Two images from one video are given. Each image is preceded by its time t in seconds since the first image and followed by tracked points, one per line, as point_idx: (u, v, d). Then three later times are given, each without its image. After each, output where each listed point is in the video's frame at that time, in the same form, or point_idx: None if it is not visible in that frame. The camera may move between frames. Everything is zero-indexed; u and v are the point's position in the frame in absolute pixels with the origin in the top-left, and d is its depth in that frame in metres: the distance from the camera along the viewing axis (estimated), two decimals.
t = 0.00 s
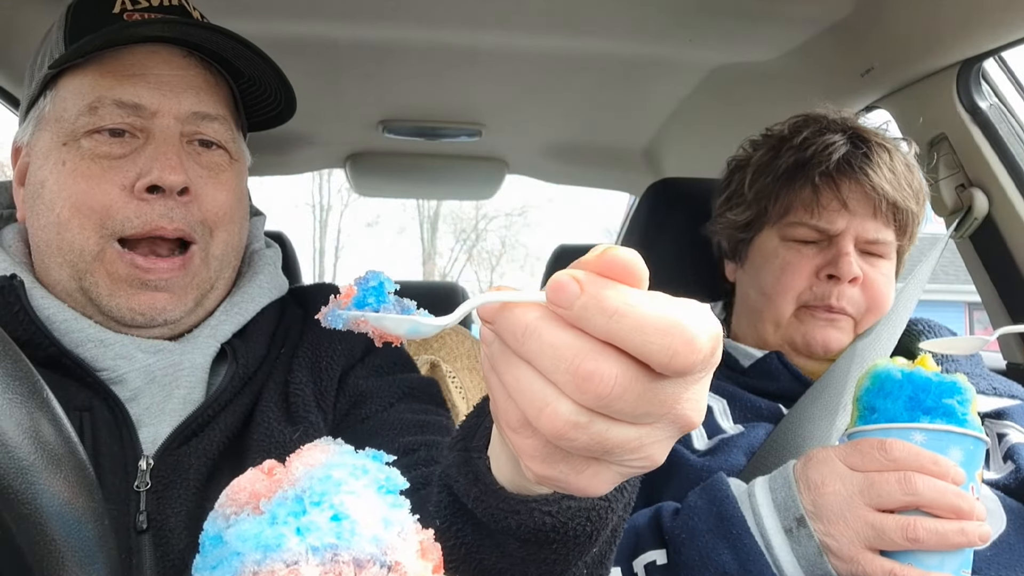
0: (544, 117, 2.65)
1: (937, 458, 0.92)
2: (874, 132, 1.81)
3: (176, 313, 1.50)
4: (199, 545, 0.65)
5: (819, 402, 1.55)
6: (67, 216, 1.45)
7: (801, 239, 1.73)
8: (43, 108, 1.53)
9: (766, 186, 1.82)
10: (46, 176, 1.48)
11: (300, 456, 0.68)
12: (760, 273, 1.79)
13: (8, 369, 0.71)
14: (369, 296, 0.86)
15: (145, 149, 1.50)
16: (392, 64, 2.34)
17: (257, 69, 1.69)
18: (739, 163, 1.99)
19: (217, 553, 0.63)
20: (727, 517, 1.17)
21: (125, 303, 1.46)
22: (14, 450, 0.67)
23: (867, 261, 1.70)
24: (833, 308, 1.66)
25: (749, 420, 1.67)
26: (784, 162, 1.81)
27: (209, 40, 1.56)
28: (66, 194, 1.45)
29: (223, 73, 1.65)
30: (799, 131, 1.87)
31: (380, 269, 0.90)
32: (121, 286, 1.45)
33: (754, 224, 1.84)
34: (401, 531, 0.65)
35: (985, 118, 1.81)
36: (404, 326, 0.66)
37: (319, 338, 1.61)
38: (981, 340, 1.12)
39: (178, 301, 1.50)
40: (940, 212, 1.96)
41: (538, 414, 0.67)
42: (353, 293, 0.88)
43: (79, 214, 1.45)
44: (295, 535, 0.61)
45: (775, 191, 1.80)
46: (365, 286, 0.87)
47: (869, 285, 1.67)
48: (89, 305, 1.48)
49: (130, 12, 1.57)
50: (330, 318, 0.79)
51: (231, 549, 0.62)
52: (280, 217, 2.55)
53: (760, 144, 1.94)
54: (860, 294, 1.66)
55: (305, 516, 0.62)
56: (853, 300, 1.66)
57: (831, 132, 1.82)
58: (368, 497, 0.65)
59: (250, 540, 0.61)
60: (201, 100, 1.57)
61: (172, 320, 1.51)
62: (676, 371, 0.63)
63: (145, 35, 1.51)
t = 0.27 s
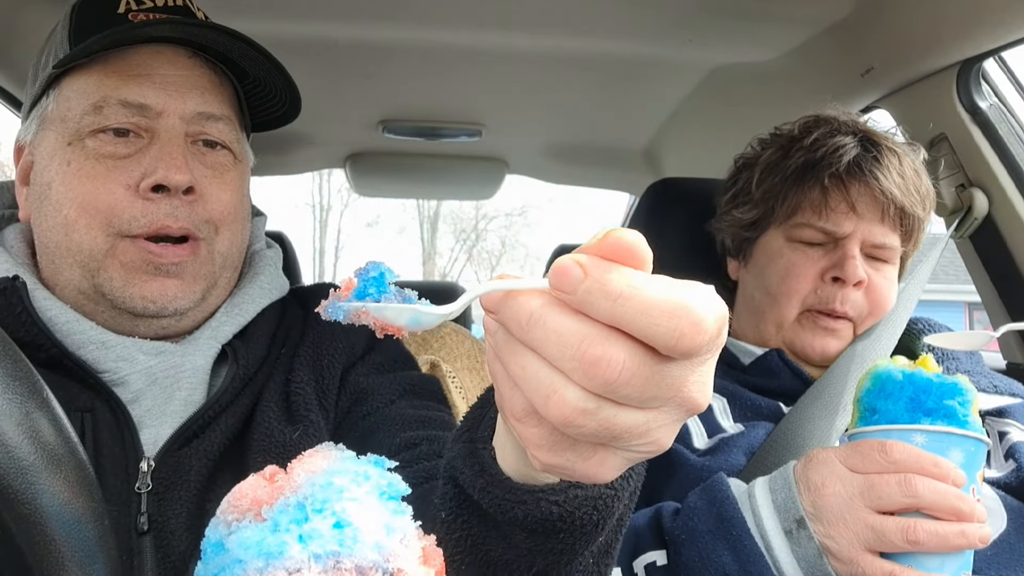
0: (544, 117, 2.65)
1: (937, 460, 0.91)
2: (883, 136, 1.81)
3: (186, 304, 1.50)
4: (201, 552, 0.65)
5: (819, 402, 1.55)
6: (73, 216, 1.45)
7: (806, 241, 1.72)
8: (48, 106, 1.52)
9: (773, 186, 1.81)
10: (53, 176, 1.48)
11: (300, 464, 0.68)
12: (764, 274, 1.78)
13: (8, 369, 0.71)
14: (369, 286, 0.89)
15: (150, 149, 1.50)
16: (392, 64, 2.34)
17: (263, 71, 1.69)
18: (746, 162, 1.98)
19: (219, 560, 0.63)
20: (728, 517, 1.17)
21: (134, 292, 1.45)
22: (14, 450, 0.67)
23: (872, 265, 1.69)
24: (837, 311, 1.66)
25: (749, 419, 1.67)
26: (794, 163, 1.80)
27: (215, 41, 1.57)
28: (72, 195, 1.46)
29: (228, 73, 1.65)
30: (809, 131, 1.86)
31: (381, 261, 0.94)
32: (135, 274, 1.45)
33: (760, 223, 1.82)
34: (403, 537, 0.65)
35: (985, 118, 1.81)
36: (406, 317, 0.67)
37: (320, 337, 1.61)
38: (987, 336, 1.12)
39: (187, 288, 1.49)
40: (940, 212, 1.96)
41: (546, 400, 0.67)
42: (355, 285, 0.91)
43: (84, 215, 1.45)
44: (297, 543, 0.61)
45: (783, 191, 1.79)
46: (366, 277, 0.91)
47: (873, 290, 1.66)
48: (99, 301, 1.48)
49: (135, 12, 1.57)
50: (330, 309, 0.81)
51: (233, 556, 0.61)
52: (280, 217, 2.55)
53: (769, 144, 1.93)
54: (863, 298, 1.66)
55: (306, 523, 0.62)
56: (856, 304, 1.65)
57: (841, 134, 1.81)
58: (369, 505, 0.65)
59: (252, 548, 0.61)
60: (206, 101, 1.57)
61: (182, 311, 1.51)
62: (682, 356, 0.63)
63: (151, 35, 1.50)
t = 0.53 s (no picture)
0: (544, 116, 2.65)
1: (937, 460, 0.91)
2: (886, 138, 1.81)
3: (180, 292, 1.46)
4: (202, 559, 0.66)
5: (819, 402, 1.56)
6: (66, 208, 1.44)
7: (807, 242, 1.72)
8: (42, 105, 1.53)
9: (775, 186, 1.81)
10: (45, 171, 1.47)
11: (301, 473, 0.68)
12: (764, 274, 1.77)
13: (8, 369, 0.70)
14: (295, 231, 1.10)
15: (142, 138, 1.49)
16: (392, 63, 2.34)
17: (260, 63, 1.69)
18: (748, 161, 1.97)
19: (219, 569, 0.63)
20: (726, 517, 1.17)
21: (127, 281, 1.43)
22: (14, 450, 0.67)
23: (873, 267, 1.69)
24: (835, 313, 1.66)
25: (749, 418, 1.67)
26: (795, 164, 1.80)
27: (206, 26, 1.57)
28: (64, 186, 1.44)
29: (220, 67, 1.64)
30: (811, 132, 1.86)
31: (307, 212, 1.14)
32: (129, 261, 1.42)
33: (761, 223, 1.82)
34: (404, 547, 0.65)
35: (985, 118, 1.81)
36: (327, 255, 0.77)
37: (317, 341, 1.60)
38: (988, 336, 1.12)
39: (180, 278, 1.45)
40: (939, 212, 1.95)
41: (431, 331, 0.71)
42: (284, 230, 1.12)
43: (78, 205, 1.43)
44: (298, 553, 0.61)
45: (784, 192, 1.79)
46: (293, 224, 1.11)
47: (873, 291, 1.66)
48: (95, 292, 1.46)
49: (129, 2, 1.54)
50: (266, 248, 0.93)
51: (234, 566, 0.62)
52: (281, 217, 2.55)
53: (772, 144, 1.94)
54: (863, 300, 1.65)
55: (307, 533, 0.62)
56: (855, 306, 1.65)
57: (844, 135, 1.81)
58: (370, 514, 0.65)
59: (253, 558, 0.61)
60: (198, 91, 1.56)
61: (176, 302, 1.47)
62: (554, 291, 0.66)
63: (148, 24, 1.54)
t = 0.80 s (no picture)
0: (544, 116, 2.65)
1: (935, 460, 0.91)
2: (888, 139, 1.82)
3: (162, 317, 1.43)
4: (211, 563, 0.65)
5: (818, 402, 1.56)
6: (62, 203, 1.43)
7: (805, 242, 1.72)
8: (47, 104, 1.53)
9: (772, 186, 1.80)
10: (42, 165, 1.47)
11: (309, 479, 0.68)
12: (762, 274, 1.76)
13: (8, 368, 0.69)
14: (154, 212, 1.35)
15: (141, 130, 1.50)
16: (393, 63, 2.34)
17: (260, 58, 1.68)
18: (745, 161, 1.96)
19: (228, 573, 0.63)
20: (725, 517, 1.18)
21: (110, 296, 1.42)
22: (14, 450, 0.66)
23: (871, 267, 1.69)
24: (834, 313, 1.66)
25: (749, 416, 1.68)
26: (791, 164, 1.80)
27: (202, 17, 1.56)
28: (59, 180, 1.44)
29: (224, 65, 1.64)
30: (808, 133, 1.86)
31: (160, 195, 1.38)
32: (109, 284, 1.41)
33: (759, 224, 1.81)
34: (411, 552, 0.65)
35: (985, 118, 1.82)
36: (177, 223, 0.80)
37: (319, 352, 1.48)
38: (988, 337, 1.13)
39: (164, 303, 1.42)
40: (939, 212, 1.94)
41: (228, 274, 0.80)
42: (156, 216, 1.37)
43: (73, 200, 1.43)
44: (308, 557, 0.61)
45: (781, 192, 1.78)
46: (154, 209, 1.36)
47: (873, 290, 1.66)
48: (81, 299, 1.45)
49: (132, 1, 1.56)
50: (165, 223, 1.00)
51: (244, 570, 0.62)
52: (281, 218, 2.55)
53: (767, 144, 1.92)
54: (863, 300, 1.66)
55: (316, 539, 0.62)
56: (855, 305, 1.66)
57: (841, 135, 1.81)
58: (378, 519, 0.65)
59: (264, 564, 0.61)
60: (199, 86, 1.55)
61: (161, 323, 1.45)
62: (304, 217, 0.77)
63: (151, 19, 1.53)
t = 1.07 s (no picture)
0: (544, 117, 2.65)
1: (936, 461, 0.90)
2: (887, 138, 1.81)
3: (162, 322, 1.43)
4: (210, 550, 0.66)
5: (819, 402, 1.56)
6: (68, 198, 1.42)
7: (805, 243, 1.72)
8: (54, 104, 1.52)
9: (772, 187, 1.80)
10: (48, 162, 1.45)
11: (305, 465, 0.68)
12: (763, 274, 1.76)
13: (8, 369, 0.70)
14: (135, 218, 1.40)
15: (148, 127, 1.49)
16: (392, 63, 2.34)
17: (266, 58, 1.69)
18: (745, 161, 1.96)
19: (228, 559, 0.63)
20: (726, 518, 1.18)
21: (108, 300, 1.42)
22: (14, 450, 0.66)
23: (871, 266, 1.69)
24: (835, 312, 1.66)
25: (749, 417, 1.68)
26: (791, 163, 1.80)
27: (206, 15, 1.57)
28: (66, 175, 1.42)
29: (231, 67, 1.63)
30: (807, 133, 1.86)
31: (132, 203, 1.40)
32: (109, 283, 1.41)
33: (759, 224, 1.81)
34: (407, 537, 0.65)
35: (985, 118, 1.82)
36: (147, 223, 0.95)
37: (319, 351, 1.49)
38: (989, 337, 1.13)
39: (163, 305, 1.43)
40: (940, 212, 1.94)
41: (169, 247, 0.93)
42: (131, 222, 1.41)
43: (78, 195, 1.42)
44: (304, 543, 0.61)
45: (781, 193, 1.78)
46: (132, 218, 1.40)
47: (873, 289, 1.66)
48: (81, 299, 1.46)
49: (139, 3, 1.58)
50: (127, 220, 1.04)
51: (242, 556, 0.62)
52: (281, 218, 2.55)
53: (766, 144, 1.92)
54: (863, 299, 1.66)
55: (312, 524, 0.62)
56: (856, 304, 1.66)
57: (840, 135, 1.82)
58: (375, 506, 0.65)
59: (260, 549, 0.62)
60: (205, 84, 1.55)
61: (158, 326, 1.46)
62: (207, 189, 0.90)
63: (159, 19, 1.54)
